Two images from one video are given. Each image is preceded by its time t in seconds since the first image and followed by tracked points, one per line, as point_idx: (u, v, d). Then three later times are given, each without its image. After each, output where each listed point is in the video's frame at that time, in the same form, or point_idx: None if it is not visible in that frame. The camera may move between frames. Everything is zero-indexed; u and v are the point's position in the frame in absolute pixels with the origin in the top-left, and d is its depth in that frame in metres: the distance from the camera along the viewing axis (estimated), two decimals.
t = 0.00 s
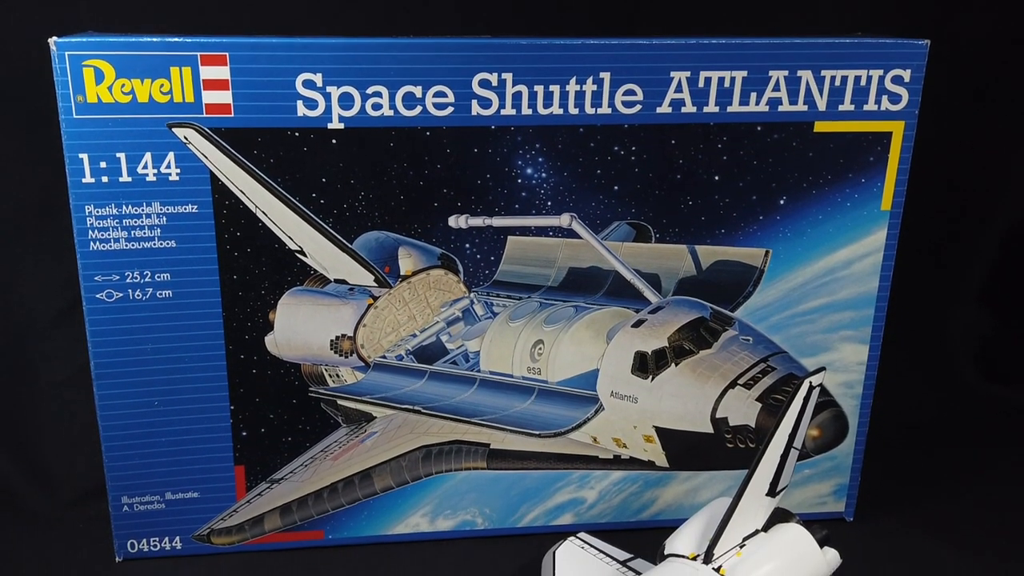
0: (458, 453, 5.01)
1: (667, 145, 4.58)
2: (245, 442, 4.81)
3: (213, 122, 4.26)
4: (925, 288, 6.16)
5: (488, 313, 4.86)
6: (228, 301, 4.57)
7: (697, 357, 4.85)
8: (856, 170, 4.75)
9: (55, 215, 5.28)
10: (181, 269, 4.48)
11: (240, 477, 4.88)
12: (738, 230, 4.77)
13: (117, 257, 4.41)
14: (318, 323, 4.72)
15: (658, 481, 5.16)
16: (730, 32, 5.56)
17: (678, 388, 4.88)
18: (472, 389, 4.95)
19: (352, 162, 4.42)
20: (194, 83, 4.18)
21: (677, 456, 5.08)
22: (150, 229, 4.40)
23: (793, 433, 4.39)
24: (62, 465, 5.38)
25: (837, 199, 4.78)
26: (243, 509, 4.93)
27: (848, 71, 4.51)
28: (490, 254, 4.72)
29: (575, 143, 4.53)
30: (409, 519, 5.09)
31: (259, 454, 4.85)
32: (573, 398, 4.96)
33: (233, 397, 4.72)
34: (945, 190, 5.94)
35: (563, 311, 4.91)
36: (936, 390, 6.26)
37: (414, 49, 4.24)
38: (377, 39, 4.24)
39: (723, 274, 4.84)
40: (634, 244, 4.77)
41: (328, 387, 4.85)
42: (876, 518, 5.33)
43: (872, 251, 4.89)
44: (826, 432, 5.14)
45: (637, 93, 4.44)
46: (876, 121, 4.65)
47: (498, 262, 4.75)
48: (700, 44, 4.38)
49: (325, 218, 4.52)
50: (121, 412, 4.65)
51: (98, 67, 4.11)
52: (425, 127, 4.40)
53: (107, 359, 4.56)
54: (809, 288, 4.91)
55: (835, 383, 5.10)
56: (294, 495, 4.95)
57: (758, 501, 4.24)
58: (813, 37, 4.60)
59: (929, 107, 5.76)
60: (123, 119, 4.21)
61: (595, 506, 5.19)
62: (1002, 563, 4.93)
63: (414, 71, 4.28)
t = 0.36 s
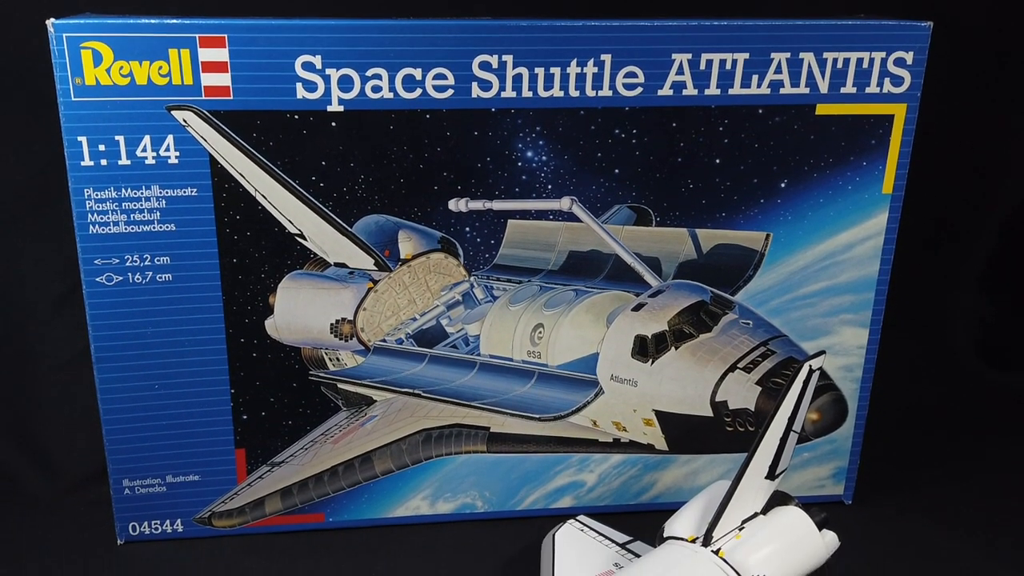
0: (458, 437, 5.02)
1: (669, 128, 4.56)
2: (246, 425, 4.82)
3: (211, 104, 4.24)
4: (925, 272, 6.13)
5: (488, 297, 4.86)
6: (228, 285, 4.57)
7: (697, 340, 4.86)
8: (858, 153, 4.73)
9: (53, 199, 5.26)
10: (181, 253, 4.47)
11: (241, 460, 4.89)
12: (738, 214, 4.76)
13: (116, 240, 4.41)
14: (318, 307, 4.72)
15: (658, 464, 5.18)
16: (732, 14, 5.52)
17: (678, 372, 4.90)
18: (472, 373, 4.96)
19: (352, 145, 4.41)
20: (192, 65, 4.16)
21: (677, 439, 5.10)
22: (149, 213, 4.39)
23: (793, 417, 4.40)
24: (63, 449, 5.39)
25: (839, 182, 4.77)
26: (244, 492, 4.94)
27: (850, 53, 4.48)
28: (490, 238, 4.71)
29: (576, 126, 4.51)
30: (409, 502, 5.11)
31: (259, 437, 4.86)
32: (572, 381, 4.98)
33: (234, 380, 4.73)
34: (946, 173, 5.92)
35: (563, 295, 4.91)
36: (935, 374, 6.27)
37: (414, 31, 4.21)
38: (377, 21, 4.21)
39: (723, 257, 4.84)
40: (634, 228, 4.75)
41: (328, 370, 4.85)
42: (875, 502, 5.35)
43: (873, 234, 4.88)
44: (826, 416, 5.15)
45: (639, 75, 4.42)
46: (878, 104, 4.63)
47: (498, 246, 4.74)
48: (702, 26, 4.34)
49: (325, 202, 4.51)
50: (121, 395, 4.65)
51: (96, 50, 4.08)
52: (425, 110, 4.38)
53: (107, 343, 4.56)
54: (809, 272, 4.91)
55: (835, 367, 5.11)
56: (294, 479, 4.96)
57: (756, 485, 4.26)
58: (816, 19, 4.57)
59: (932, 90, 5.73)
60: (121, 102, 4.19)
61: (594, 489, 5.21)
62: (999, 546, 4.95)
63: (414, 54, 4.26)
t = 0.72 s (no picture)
0: (459, 420, 5.04)
1: (670, 111, 4.54)
2: (247, 408, 4.83)
3: (211, 87, 4.22)
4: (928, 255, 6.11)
5: (489, 281, 4.86)
6: (229, 269, 4.56)
7: (697, 324, 4.87)
8: (860, 136, 4.71)
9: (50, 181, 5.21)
10: (181, 236, 4.47)
11: (242, 443, 4.91)
12: (739, 197, 4.75)
13: (116, 224, 4.40)
14: (318, 291, 4.71)
15: (657, 448, 5.20)
16: None
17: (678, 355, 4.89)
18: (472, 357, 4.97)
19: (352, 127, 4.39)
20: (191, 47, 4.14)
21: (676, 423, 5.11)
22: (149, 196, 4.38)
23: (793, 400, 4.40)
24: (65, 432, 5.41)
25: (840, 165, 4.75)
26: (245, 475, 4.97)
27: (853, 35, 4.45)
28: (491, 221, 4.71)
29: (577, 109, 4.49)
30: (409, 485, 5.13)
31: (260, 421, 4.87)
32: (572, 365, 4.99)
33: (234, 364, 4.73)
34: (949, 157, 5.89)
35: (564, 278, 4.91)
36: (935, 358, 6.28)
37: (414, 12, 4.18)
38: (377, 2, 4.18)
39: (723, 241, 4.83)
40: (635, 212, 4.75)
41: (328, 354, 4.84)
42: (873, 485, 5.38)
43: (874, 217, 4.88)
44: (825, 400, 5.17)
45: (640, 58, 4.40)
46: (880, 87, 4.61)
47: (498, 230, 4.74)
48: (705, 7, 4.31)
49: (325, 185, 4.50)
50: (123, 379, 4.66)
51: (94, 32, 4.06)
52: (425, 93, 4.36)
53: (108, 327, 4.56)
54: (810, 256, 4.90)
55: (834, 351, 5.11)
56: (296, 462, 4.99)
57: (754, 468, 4.25)
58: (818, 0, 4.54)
59: (935, 72, 5.69)
60: (120, 84, 4.17)
61: (594, 472, 5.23)
62: (997, 528, 4.98)
63: (415, 36, 4.23)
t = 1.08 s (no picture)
0: (458, 404, 5.05)
1: (671, 94, 4.52)
2: (247, 392, 4.84)
3: (210, 69, 4.20)
4: (929, 239, 6.08)
5: (489, 265, 4.86)
6: (228, 253, 4.56)
7: (697, 308, 4.88)
8: (861, 119, 4.69)
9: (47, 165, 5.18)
10: (180, 219, 4.46)
11: (243, 427, 4.92)
12: (740, 180, 4.74)
13: (116, 207, 4.39)
14: (319, 274, 4.73)
15: (657, 431, 5.21)
16: None
17: (678, 339, 4.91)
18: (472, 340, 4.97)
19: (351, 110, 4.37)
20: (190, 29, 4.12)
21: (675, 406, 5.12)
22: (148, 179, 4.37)
23: (792, 383, 4.40)
24: (64, 416, 5.41)
25: (841, 148, 4.73)
26: (246, 458, 4.98)
27: (855, 17, 4.42)
28: (491, 205, 4.70)
29: (577, 91, 4.47)
30: (409, 468, 5.15)
31: (260, 404, 4.88)
32: (572, 349, 4.99)
33: (234, 348, 4.73)
34: (951, 140, 5.86)
35: (564, 262, 4.89)
36: (934, 342, 6.29)
37: None
38: None
39: (724, 225, 4.82)
40: (635, 195, 4.74)
41: (328, 338, 4.85)
42: (872, 468, 5.39)
43: (875, 201, 4.86)
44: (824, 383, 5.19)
45: (641, 40, 4.37)
46: (882, 69, 4.58)
47: (498, 214, 4.73)
48: None
49: (325, 168, 4.48)
50: (123, 362, 4.67)
51: (92, 13, 4.03)
52: (425, 75, 4.34)
53: (108, 310, 4.56)
54: (810, 239, 4.89)
55: (834, 334, 5.11)
56: (296, 445, 5.01)
57: (753, 451, 4.27)
58: None
59: (937, 55, 5.66)
60: (119, 66, 4.15)
61: (593, 456, 5.25)
62: (995, 511, 5.00)
63: (414, 17, 4.20)
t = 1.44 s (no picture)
0: (458, 387, 5.06)
1: (672, 76, 4.50)
2: (247, 375, 4.85)
3: (208, 51, 4.18)
4: (931, 222, 6.07)
5: (489, 248, 4.86)
6: (228, 236, 4.55)
7: (697, 292, 4.87)
8: (863, 102, 4.67)
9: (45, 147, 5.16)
10: (180, 203, 4.45)
11: (243, 410, 4.93)
12: (741, 163, 4.72)
13: (114, 190, 4.38)
14: (319, 258, 4.72)
15: (656, 415, 5.23)
16: None
17: (678, 323, 4.90)
18: (472, 324, 4.98)
19: (351, 93, 4.35)
20: (188, 10, 4.09)
21: (675, 390, 5.14)
22: (147, 162, 4.35)
23: (791, 366, 4.42)
24: (65, 399, 5.43)
25: (843, 131, 4.71)
26: (247, 442, 5.00)
27: None
28: (491, 188, 4.69)
29: (578, 74, 4.45)
30: (409, 451, 5.17)
31: (261, 388, 4.89)
32: (572, 332, 5.00)
33: (234, 331, 4.74)
34: (953, 123, 5.84)
35: (565, 246, 4.90)
36: (934, 326, 6.29)
37: None
38: None
39: (724, 208, 4.82)
40: (636, 178, 4.73)
41: (328, 321, 4.86)
42: (871, 451, 5.41)
43: (876, 184, 4.85)
44: (825, 366, 5.17)
45: (642, 22, 4.34)
46: (885, 51, 4.55)
47: (499, 197, 4.72)
48: None
49: (324, 151, 4.47)
50: (123, 345, 4.67)
51: None
52: (425, 57, 4.32)
53: (108, 294, 4.56)
54: (811, 223, 4.89)
55: (834, 318, 5.11)
56: (297, 428, 5.02)
57: (752, 435, 4.28)
58: None
59: (940, 37, 5.62)
60: (117, 49, 4.13)
61: (593, 439, 5.26)
62: (994, 494, 5.02)
63: None
